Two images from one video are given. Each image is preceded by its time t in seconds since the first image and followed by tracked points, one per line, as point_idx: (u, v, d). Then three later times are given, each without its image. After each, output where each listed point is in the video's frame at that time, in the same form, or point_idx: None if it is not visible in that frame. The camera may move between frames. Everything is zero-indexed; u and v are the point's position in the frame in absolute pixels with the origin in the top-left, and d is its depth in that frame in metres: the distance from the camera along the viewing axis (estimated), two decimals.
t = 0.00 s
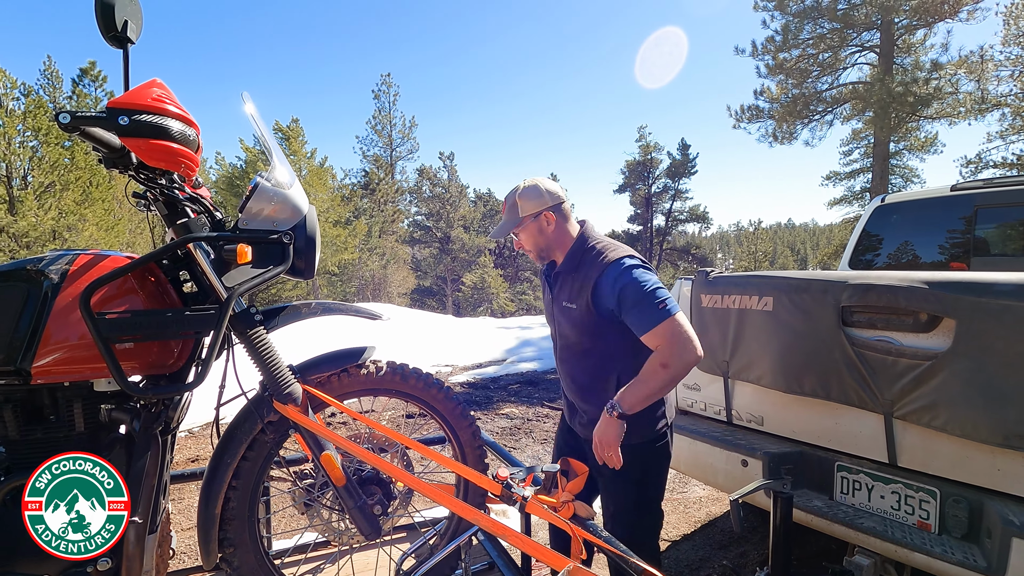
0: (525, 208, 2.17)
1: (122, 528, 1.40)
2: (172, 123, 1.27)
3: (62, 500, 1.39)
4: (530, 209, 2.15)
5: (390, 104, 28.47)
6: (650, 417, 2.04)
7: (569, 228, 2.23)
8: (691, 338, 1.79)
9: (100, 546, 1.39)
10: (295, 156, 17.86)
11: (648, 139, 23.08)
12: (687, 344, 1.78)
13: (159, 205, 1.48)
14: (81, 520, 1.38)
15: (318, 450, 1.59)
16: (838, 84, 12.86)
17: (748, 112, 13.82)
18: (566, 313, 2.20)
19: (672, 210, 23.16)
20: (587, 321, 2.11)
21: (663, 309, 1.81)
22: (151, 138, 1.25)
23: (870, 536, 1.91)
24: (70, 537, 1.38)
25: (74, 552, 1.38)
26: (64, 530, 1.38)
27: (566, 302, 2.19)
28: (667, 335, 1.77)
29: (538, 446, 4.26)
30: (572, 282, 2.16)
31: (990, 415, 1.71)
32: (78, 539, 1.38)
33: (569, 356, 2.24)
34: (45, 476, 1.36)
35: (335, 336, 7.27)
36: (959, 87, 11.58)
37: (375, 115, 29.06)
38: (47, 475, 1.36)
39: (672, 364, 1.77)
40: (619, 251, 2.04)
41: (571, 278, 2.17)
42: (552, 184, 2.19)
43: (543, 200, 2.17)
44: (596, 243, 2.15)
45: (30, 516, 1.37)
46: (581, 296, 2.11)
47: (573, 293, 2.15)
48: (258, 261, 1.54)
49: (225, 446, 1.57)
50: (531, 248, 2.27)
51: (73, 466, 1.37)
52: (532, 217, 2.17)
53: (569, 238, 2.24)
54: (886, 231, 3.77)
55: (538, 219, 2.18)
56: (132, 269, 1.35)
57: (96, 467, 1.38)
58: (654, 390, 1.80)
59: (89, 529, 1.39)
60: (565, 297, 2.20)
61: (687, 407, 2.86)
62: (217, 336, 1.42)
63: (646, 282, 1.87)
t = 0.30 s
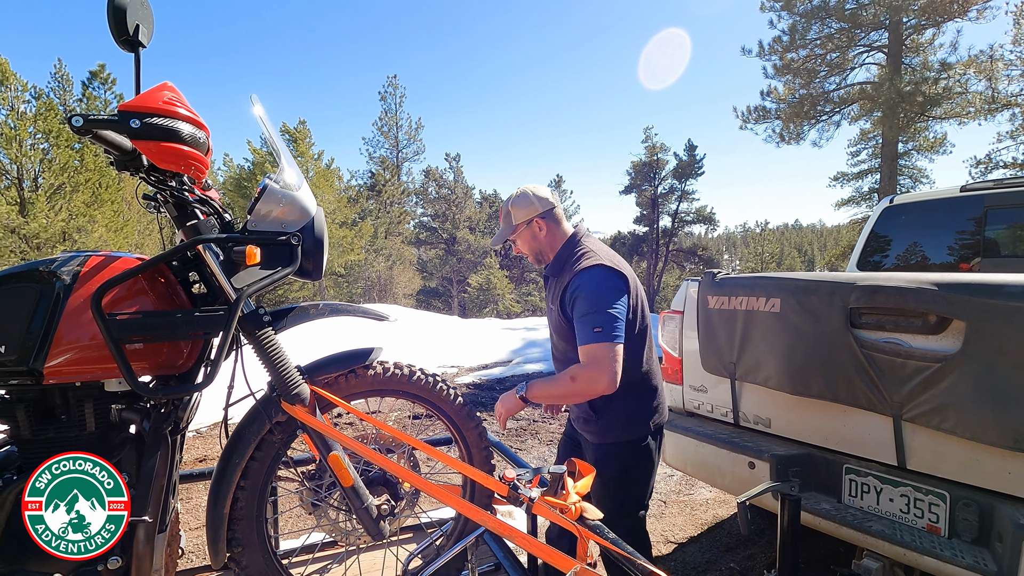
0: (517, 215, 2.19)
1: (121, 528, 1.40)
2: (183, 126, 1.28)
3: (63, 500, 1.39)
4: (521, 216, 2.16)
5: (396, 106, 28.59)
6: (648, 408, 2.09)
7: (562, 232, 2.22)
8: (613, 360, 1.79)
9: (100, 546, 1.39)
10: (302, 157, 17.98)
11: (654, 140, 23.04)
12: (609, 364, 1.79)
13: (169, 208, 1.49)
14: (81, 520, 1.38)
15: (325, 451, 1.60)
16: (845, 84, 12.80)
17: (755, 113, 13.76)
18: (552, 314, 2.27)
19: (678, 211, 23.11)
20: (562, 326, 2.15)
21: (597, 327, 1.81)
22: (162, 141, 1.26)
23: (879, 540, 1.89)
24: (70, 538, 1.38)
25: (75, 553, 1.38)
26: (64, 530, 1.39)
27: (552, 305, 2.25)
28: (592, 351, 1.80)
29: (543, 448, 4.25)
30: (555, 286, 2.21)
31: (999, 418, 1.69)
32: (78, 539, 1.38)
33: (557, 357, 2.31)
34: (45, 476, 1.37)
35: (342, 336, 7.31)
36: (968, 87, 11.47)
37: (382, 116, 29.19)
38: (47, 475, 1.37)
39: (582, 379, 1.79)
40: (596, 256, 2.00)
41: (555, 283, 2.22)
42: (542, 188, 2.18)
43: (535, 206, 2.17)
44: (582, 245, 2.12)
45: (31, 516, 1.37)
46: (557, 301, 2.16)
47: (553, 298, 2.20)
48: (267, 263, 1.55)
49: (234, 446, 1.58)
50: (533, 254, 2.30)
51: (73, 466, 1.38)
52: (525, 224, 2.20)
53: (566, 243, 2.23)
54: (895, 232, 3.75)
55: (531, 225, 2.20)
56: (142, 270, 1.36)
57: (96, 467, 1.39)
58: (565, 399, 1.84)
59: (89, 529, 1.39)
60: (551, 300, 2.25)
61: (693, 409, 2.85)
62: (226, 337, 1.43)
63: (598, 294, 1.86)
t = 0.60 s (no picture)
0: (499, 226, 2.55)
1: (122, 528, 1.42)
2: (201, 129, 1.30)
3: (62, 500, 1.41)
4: (503, 226, 2.53)
5: (408, 108, 28.73)
6: (602, 397, 2.33)
7: (537, 236, 2.54)
8: (567, 358, 2.07)
9: (101, 546, 1.41)
10: (315, 159, 18.13)
11: (666, 141, 22.95)
12: (564, 361, 2.08)
13: (186, 210, 1.51)
14: (81, 520, 1.40)
15: (339, 450, 1.61)
16: (860, 84, 12.65)
17: (768, 113, 13.64)
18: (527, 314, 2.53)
19: (689, 213, 22.98)
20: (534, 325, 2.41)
21: (550, 327, 2.10)
22: (180, 145, 1.29)
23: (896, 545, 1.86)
24: (70, 537, 1.40)
25: (75, 552, 1.39)
26: (64, 531, 1.41)
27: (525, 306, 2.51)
28: (549, 350, 2.09)
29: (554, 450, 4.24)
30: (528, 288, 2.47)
31: (1018, 422, 1.66)
32: (79, 539, 1.40)
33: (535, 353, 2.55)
34: (45, 476, 1.40)
35: (355, 337, 7.35)
36: (986, 86, 11.29)
37: (393, 118, 29.34)
38: (48, 475, 1.40)
39: (546, 379, 2.09)
40: (555, 261, 2.26)
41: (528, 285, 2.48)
42: (519, 202, 2.54)
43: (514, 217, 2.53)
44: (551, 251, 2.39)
45: (30, 516, 1.39)
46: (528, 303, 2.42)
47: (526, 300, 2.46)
48: (282, 264, 1.57)
49: (249, 445, 1.60)
50: (517, 260, 2.63)
51: (73, 466, 1.40)
52: (507, 233, 2.55)
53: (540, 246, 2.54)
54: (910, 233, 3.70)
55: (512, 234, 2.55)
56: (161, 270, 1.39)
57: (96, 467, 1.41)
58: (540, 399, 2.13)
59: (89, 530, 1.41)
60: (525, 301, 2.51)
61: (705, 412, 2.83)
62: (242, 338, 1.44)
63: (551, 298, 2.13)
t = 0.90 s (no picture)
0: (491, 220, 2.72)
1: (121, 528, 1.44)
2: (229, 133, 1.33)
3: (62, 500, 1.47)
4: (496, 221, 2.68)
5: (426, 109, 28.91)
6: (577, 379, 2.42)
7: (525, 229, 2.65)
8: (557, 334, 2.14)
9: (100, 546, 1.43)
10: (334, 161, 18.34)
11: (684, 141, 22.74)
12: (554, 337, 2.14)
13: (213, 212, 1.54)
14: (82, 520, 1.44)
15: (361, 449, 1.63)
16: (884, 82, 12.38)
17: (789, 112, 13.43)
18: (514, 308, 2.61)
19: (709, 213, 22.71)
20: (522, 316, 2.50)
21: (540, 308, 2.19)
22: (209, 148, 1.32)
23: (922, 552, 1.81)
24: (69, 537, 1.45)
25: (75, 552, 1.44)
26: (63, 530, 1.46)
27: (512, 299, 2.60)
28: (539, 331, 2.16)
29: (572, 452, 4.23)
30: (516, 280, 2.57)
31: None
32: (78, 539, 1.44)
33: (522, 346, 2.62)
34: (45, 476, 1.45)
35: (374, 338, 7.39)
36: (1018, 83, 10.95)
37: (411, 120, 29.54)
38: (47, 475, 1.45)
39: (543, 358, 2.16)
40: (538, 252, 2.39)
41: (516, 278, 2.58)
42: (508, 202, 2.72)
43: (505, 213, 2.71)
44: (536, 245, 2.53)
45: (31, 516, 1.45)
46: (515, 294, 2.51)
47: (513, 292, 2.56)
48: (306, 264, 1.59)
49: (273, 443, 1.62)
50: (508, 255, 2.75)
51: (72, 466, 1.45)
52: (497, 228, 2.71)
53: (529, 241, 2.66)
54: (937, 234, 3.63)
55: (502, 229, 2.71)
56: (190, 270, 1.42)
57: (95, 467, 1.44)
58: (542, 383, 2.19)
59: (89, 529, 1.45)
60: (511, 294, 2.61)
61: (726, 415, 2.79)
62: (267, 337, 1.47)
63: (534, 281, 2.24)
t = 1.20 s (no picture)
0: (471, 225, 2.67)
1: (121, 528, 1.46)
2: (272, 137, 1.37)
3: (62, 500, 1.47)
4: (478, 225, 2.64)
5: (453, 111, 29.09)
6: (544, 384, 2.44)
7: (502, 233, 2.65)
8: (534, 323, 2.17)
9: (100, 546, 1.45)
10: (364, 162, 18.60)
11: (715, 140, 22.34)
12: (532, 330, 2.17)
13: (255, 215, 1.59)
14: (81, 520, 1.44)
15: (395, 447, 1.66)
16: (926, 77, 11.92)
17: (825, 109, 13.06)
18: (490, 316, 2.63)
19: (740, 213, 22.28)
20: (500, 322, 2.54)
21: (516, 304, 2.23)
22: (255, 153, 1.36)
23: (969, 566, 1.74)
24: (68, 537, 1.45)
25: (74, 552, 1.45)
26: (63, 530, 1.46)
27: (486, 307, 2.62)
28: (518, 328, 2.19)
29: (600, 454, 4.19)
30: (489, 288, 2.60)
31: None
32: (78, 539, 1.45)
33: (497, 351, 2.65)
34: (45, 476, 1.45)
35: (403, 338, 7.43)
36: None
37: (439, 122, 29.74)
38: (47, 475, 1.45)
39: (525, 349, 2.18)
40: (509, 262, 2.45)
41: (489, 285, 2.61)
42: (490, 207, 2.69)
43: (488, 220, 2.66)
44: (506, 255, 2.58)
45: (31, 516, 1.44)
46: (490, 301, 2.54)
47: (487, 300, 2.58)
48: (343, 266, 1.62)
49: (310, 440, 1.66)
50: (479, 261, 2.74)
51: (72, 466, 1.45)
52: (477, 232, 2.66)
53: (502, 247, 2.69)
54: (983, 235, 3.47)
55: (481, 233, 2.67)
56: (233, 270, 1.47)
57: (96, 467, 1.46)
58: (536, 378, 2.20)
59: (88, 530, 1.45)
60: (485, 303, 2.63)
61: (759, 419, 2.73)
62: (306, 336, 1.51)
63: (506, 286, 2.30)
